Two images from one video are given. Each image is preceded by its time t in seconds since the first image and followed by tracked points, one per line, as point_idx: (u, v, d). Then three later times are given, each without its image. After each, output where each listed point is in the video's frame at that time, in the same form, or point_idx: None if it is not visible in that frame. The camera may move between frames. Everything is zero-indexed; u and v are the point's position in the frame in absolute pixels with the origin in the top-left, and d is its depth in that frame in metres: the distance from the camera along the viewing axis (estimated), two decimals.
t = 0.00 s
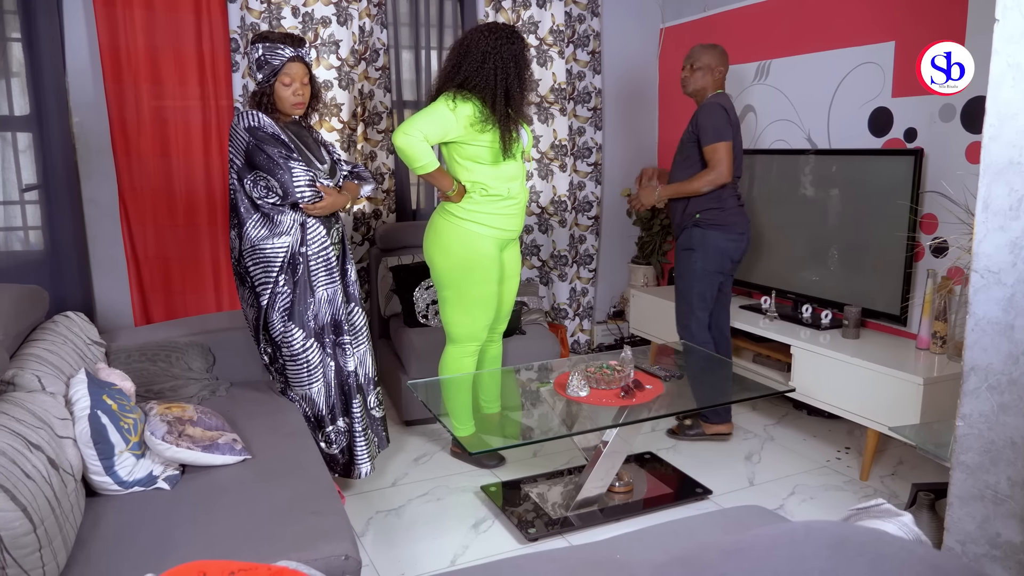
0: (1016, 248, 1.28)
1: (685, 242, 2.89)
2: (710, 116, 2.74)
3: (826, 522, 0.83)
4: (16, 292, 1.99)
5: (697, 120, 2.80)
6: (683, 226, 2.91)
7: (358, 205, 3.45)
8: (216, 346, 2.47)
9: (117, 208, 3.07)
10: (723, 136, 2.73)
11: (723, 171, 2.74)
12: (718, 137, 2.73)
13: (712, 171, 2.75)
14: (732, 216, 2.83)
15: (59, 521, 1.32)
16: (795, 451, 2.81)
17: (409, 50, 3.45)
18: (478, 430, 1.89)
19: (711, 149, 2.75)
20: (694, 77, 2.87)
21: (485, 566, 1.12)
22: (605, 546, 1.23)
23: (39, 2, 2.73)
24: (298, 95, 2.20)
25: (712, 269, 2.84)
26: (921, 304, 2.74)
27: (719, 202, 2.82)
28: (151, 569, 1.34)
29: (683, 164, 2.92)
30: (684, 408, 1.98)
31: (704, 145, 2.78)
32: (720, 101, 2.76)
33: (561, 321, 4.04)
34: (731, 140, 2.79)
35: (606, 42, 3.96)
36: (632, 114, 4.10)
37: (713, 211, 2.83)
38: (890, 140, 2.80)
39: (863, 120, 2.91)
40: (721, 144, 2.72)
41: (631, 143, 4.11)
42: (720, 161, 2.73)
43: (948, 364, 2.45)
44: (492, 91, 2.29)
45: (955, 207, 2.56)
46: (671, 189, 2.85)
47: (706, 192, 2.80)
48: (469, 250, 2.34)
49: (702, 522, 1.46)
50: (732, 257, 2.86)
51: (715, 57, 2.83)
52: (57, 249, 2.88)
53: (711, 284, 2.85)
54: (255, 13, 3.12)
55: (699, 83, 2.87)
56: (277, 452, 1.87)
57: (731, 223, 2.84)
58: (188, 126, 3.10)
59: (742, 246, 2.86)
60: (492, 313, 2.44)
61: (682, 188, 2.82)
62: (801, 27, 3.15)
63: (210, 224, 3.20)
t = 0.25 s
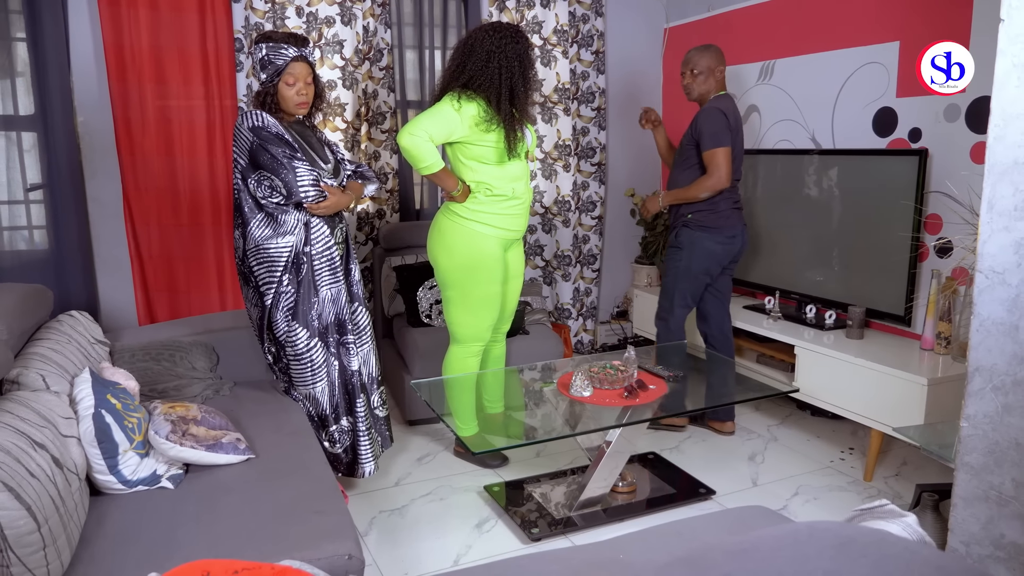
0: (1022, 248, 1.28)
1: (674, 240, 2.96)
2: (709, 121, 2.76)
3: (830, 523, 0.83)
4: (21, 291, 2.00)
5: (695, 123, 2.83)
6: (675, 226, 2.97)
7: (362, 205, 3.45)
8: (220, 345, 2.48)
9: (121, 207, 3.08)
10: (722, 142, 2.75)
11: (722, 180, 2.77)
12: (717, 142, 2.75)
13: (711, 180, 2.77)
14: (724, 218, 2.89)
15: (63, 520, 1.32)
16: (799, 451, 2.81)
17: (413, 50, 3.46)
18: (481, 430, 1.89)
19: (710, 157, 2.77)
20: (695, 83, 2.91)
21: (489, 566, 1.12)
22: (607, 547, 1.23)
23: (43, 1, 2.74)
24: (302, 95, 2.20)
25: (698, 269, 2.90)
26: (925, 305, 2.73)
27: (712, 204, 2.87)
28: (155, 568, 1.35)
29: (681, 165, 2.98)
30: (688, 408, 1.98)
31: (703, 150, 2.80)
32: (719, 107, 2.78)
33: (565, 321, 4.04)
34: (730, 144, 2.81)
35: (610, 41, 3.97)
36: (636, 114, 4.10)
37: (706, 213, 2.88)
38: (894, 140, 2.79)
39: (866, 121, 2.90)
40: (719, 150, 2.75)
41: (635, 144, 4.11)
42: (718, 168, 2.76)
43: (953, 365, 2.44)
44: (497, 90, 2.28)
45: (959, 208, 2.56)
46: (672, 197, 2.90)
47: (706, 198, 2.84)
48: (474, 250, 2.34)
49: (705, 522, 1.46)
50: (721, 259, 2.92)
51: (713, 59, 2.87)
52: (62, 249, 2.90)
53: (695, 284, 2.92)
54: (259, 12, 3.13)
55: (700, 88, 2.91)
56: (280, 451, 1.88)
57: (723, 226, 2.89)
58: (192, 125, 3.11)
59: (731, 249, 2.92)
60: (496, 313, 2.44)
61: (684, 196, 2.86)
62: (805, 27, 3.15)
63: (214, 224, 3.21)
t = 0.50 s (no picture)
0: None
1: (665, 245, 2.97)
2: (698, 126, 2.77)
3: (833, 523, 0.83)
4: (24, 291, 2.00)
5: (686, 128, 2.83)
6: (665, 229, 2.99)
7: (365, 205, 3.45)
8: (222, 345, 2.48)
9: (124, 206, 3.08)
10: (711, 148, 2.76)
11: (710, 187, 2.78)
12: (705, 148, 2.76)
13: (700, 187, 2.79)
14: (713, 222, 2.90)
15: (66, 519, 1.32)
16: (801, 452, 2.80)
17: (415, 50, 3.48)
18: (484, 430, 1.89)
19: (699, 164, 2.78)
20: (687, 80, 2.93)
21: (491, 566, 1.12)
22: (609, 547, 1.23)
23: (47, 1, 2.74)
24: (304, 95, 2.20)
25: (689, 272, 2.91)
26: (928, 305, 2.73)
27: (702, 208, 2.88)
28: (158, 567, 1.35)
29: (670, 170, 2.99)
30: (690, 408, 1.98)
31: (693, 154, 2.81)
32: (708, 111, 2.78)
33: (567, 321, 4.04)
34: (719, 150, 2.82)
35: (613, 42, 3.97)
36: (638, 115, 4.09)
37: (696, 216, 2.90)
38: (897, 140, 2.79)
39: (869, 121, 2.90)
40: (708, 156, 2.76)
41: (637, 144, 4.11)
42: (707, 175, 2.77)
43: (955, 366, 2.42)
44: (499, 90, 2.29)
45: (962, 208, 2.55)
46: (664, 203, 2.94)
47: (697, 204, 2.86)
48: (477, 250, 2.34)
49: (708, 522, 1.46)
50: (711, 261, 2.93)
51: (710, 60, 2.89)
52: (65, 248, 2.91)
53: (688, 286, 2.93)
54: (262, 13, 3.13)
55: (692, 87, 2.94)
56: (283, 451, 1.88)
57: (712, 229, 2.91)
58: (195, 125, 3.11)
59: (722, 250, 2.94)
60: (499, 313, 2.44)
61: (675, 204, 2.89)
62: (808, 27, 3.15)
63: (217, 224, 3.21)
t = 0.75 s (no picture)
0: None
1: (643, 245, 2.99)
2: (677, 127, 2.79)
3: (834, 523, 0.83)
4: (26, 290, 2.00)
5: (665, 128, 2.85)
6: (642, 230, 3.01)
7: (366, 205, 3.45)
8: (223, 345, 2.48)
9: (126, 206, 3.09)
10: (689, 149, 2.79)
11: (686, 187, 2.81)
12: (684, 150, 2.79)
13: (677, 185, 2.82)
14: (690, 220, 2.92)
15: (67, 518, 1.32)
16: (802, 452, 2.80)
17: (417, 50, 3.48)
18: (485, 430, 1.89)
19: (678, 163, 2.81)
20: (670, 80, 2.97)
21: (492, 565, 1.13)
22: (610, 548, 1.23)
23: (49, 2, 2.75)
24: (308, 94, 2.20)
25: (669, 272, 2.95)
26: (930, 305, 2.73)
27: (678, 207, 2.91)
28: (159, 566, 1.35)
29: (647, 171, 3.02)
30: (692, 408, 1.98)
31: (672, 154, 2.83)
32: (687, 113, 2.81)
33: (568, 321, 4.04)
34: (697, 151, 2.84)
35: (615, 42, 3.97)
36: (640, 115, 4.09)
37: (672, 216, 2.92)
38: (899, 140, 2.79)
39: (871, 121, 2.89)
40: (686, 157, 2.79)
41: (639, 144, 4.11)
42: (684, 175, 2.80)
43: (957, 366, 2.42)
44: (500, 89, 2.29)
45: (964, 208, 2.55)
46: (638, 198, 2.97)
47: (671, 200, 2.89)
48: (477, 250, 2.34)
49: (709, 523, 1.46)
50: (688, 259, 2.96)
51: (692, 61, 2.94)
52: (67, 248, 2.91)
53: (668, 285, 2.97)
54: (263, 12, 3.13)
55: (673, 87, 2.98)
56: (284, 451, 1.88)
57: (689, 228, 2.93)
58: (197, 125, 3.11)
59: (698, 249, 2.96)
60: (499, 314, 2.44)
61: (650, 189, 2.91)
62: (810, 27, 3.14)
63: (218, 223, 3.21)
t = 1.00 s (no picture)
0: None
1: (624, 245, 3.05)
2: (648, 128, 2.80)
3: (835, 524, 0.83)
4: (27, 290, 2.00)
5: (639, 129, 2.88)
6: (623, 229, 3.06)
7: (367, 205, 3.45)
8: (225, 344, 2.48)
9: (128, 206, 3.10)
10: (660, 150, 2.81)
11: (654, 187, 2.83)
12: (655, 150, 2.81)
13: (645, 184, 2.84)
14: (669, 220, 2.97)
15: (69, 518, 1.33)
16: (803, 452, 2.80)
17: (418, 50, 3.49)
18: (485, 430, 1.89)
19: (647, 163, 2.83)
20: (646, 79, 2.96)
21: (493, 566, 1.13)
22: (610, 549, 1.23)
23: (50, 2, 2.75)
24: (311, 94, 2.20)
25: (650, 271, 3.00)
26: (931, 306, 2.73)
27: (655, 207, 2.95)
28: (160, 566, 1.35)
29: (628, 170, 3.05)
30: (693, 409, 1.98)
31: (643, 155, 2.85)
32: (661, 112, 2.81)
33: (569, 321, 4.04)
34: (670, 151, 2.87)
35: (615, 42, 3.97)
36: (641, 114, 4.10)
37: (650, 216, 2.96)
38: (901, 140, 2.79)
39: (873, 121, 2.89)
40: (656, 158, 2.81)
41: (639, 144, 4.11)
42: (654, 175, 2.83)
43: (958, 366, 2.43)
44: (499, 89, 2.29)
45: (965, 208, 2.55)
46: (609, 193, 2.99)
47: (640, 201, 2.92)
48: (478, 251, 2.34)
49: (710, 523, 1.46)
50: (668, 259, 3.01)
51: (668, 59, 2.92)
52: (68, 248, 2.91)
53: (651, 285, 3.02)
54: (265, 12, 3.12)
55: (650, 86, 2.97)
56: (285, 451, 1.88)
57: (668, 228, 2.97)
58: (198, 125, 3.11)
59: (678, 249, 3.00)
60: (500, 314, 2.44)
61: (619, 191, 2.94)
62: (811, 27, 3.14)
63: (219, 224, 3.21)
